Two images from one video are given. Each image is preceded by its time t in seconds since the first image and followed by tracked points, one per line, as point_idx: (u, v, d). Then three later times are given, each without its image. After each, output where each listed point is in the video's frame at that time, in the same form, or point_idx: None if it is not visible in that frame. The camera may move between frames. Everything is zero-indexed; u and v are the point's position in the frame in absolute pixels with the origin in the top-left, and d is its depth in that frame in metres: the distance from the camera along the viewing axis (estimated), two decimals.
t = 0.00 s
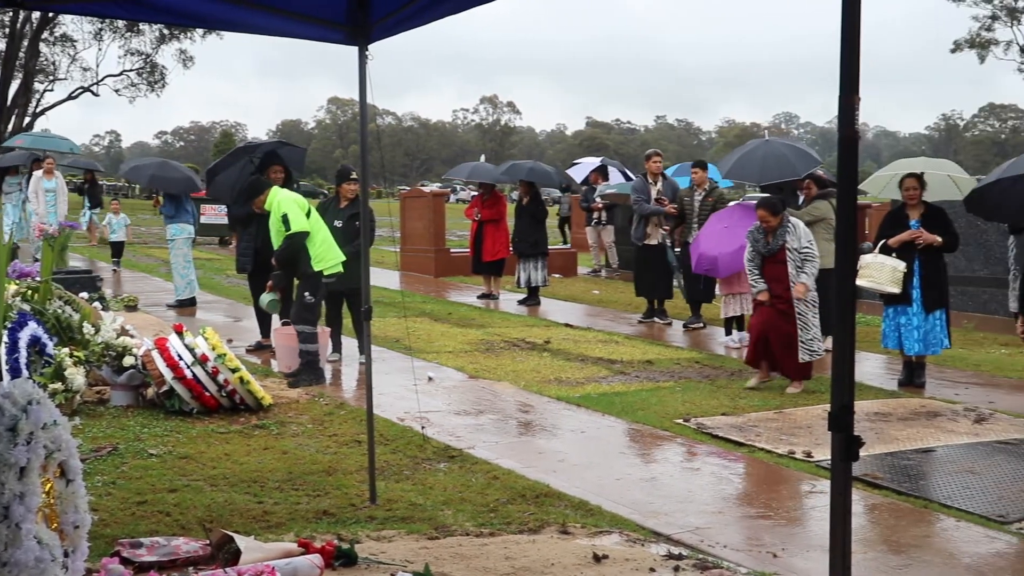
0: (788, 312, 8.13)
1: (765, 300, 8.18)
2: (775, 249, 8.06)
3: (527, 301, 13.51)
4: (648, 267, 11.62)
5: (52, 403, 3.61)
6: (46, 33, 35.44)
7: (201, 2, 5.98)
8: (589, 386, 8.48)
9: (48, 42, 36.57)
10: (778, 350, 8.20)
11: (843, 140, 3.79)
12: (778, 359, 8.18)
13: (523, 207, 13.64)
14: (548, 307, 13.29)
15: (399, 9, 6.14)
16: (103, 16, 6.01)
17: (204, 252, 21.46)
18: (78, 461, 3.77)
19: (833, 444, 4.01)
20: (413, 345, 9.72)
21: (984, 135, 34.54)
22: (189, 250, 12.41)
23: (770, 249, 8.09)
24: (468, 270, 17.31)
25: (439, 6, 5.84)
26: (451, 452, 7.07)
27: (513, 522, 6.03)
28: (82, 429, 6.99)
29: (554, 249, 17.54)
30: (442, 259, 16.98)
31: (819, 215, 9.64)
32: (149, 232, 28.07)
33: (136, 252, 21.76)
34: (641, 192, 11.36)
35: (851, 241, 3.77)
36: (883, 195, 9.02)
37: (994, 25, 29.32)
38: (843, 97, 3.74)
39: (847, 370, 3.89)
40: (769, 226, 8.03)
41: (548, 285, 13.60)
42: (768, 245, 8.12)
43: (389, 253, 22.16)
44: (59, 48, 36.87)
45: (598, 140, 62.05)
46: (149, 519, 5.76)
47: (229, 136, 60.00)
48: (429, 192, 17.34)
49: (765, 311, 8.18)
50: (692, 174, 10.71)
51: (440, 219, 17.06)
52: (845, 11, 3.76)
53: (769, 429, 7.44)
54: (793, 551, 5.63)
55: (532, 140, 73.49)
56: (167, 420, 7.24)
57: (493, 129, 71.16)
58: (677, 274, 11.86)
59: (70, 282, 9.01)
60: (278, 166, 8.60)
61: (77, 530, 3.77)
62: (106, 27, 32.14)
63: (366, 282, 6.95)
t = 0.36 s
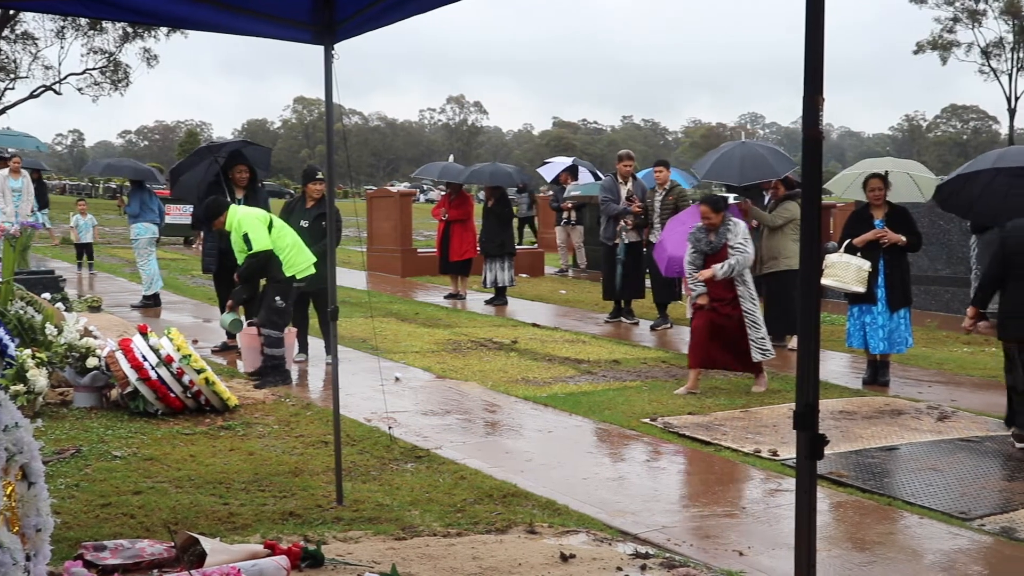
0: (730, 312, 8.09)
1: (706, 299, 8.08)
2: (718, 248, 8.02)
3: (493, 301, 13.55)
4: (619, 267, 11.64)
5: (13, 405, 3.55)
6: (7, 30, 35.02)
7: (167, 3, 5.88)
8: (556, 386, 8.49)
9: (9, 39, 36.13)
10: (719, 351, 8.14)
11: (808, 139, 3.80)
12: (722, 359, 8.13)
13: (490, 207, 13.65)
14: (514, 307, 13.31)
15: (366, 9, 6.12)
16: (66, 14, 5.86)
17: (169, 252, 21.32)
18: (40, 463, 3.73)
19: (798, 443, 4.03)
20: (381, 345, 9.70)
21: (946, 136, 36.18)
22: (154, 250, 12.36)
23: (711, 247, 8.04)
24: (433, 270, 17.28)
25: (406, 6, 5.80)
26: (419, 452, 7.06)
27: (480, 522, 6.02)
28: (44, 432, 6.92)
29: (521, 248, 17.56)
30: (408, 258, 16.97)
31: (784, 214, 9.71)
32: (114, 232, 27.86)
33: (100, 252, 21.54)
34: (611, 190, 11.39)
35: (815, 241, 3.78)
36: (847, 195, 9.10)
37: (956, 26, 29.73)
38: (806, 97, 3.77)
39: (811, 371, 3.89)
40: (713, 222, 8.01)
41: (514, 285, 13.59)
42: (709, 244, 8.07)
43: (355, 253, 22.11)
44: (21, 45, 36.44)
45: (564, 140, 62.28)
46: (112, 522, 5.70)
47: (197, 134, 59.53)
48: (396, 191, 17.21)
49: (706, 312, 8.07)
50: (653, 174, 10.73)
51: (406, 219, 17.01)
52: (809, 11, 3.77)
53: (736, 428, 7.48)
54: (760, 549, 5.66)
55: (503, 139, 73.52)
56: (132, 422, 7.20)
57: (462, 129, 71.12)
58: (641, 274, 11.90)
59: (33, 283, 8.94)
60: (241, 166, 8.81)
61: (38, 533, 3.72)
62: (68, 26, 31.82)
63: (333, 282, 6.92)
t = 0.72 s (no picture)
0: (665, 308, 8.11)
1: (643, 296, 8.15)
2: (650, 243, 8.06)
3: (461, 301, 13.53)
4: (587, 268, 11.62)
5: None
6: None
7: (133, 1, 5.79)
8: (523, 386, 8.50)
9: None
10: (654, 348, 8.15)
11: (773, 140, 3.84)
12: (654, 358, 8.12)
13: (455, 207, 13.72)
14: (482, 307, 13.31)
15: (332, 9, 6.09)
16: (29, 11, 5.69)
17: (133, 252, 21.15)
18: None
19: (764, 441, 4.06)
20: (348, 345, 9.67)
21: (909, 137, 38.56)
22: (119, 250, 12.44)
23: (644, 243, 8.09)
24: (400, 270, 17.25)
25: (371, 6, 5.77)
26: (386, 453, 7.04)
27: (448, 522, 6.01)
28: (6, 434, 6.85)
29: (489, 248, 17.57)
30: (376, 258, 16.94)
31: (752, 216, 9.77)
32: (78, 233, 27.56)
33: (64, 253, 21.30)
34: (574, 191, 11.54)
35: (781, 241, 3.78)
36: (812, 195, 9.17)
37: (918, 28, 30.14)
38: (773, 99, 3.77)
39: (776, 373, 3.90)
40: (645, 219, 8.01)
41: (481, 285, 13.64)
42: (644, 240, 8.12)
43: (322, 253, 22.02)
44: None
45: (529, 140, 62.47)
46: (76, 524, 5.65)
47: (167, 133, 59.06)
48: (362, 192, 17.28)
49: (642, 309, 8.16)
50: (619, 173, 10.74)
51: (373, 219, 16.97)
52: (773, 12, 3.76)
53: (702, 427, 7.51)
54: (726, 548, 5.69)
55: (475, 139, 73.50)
56: (96, 423, 7.15)
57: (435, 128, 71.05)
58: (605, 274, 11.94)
59: None
60: (207, 166, 8.80)
61: None
62: (31, 24, 31.48)
63: (299, 282, 6.90)
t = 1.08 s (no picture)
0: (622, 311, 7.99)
1: (600, 300, 7.98)
2: (609, 246, 7.88)
3: (433, 301, 13.52)
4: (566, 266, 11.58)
5: None
6: None
7: None
8: (495, 386, 8.51)
9: None
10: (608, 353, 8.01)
11: (743, 140, 3.85)
12: (609, 361, 7.99)
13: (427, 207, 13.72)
14: (454, 307, 13.31)
15: (302, 9, 6.01)
16: None
17: (102, 252, 20.99)
18: None
19: (735, 441, 4.08)
20: (319, 345, 9.65)
21: (879, 138, 39.10)
22: (90, 251, 12.38)
23: (602, 246, 7.90)
24: (372, 270, 17.22)
25: (342, 6, 5.70)
26: (358, 453, 7.02)
27: (420, 523, 6.00)
28: None
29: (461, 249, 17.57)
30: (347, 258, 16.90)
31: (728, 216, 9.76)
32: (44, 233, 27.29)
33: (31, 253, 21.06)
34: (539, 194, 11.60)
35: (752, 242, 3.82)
36: (783, 194, 9.22)
37: (887, 29, 30.41)
38: (743, 100, 3.78)
39: (748, 370, 3.95)
40: (604, 222, 7.84)
41: (453, 285, 13.61)
42: (601, 243, 7.93)
43: (294, 253, 21.93)
44: None
45: (502, 139, 62.54)
46: (43, 527, 5.60)
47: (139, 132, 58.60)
48: (334, 192, 17.20)
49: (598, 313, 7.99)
50: (598, 172, 10.77)
51: (345, 219, 16.92)
52: (744, 12, 3.77)
53: (674, 426, 7.54)
54: (698, 546, 5.71)
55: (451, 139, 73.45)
56: (65, 425, 7.10)
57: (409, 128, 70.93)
58: (576, 274, 12.00)
59: None
60: (176, 166, 8.74)
61: None
62: None
63: (270, 282, 6.86)
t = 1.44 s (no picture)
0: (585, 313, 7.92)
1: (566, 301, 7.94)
2: (575, 247, 7.84)
3: (411, 301, 13.52)
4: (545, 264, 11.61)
5: None
6: None
7: None
8: (473, 386, 8.51)
9: None
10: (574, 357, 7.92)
11: (720, 139, 3.85)
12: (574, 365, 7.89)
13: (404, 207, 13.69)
14: (432, 307, 13.30)
15: (276, 9, 5.94)
16: None
17: (76, 252, 20.87)
18: None
19: (712, 440, 4.09)
20: (297, 346, 9.63)
21: (855, 138, 39.31)
22: (66, 251, 12.31)
23: (567, 246, 7.87)
24: (350, 270, 17.19)
25: (316, 6, 5.66)
26: (336, 453, 7.01)
27: (398, 523, 5.99)
28: None
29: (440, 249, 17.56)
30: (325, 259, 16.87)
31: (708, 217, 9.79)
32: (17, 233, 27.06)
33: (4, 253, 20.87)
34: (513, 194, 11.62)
35: (729, 239, 3.85)
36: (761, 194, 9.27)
37: (863, 30, 30.57)
38: (719, 99, 3.80)
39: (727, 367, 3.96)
40: (571, 222, 7.81)
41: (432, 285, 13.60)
42: (568, 243, 7.90)
43: (271, 253, 21.86)
44: None
45: (480, 139, 62.58)
46: (18, 530, 5.56)
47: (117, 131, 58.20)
48: (313, 193, 17.16)
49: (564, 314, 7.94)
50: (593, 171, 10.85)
51: (323, 219, 16.89)
52: (720, 11, 3.77)
53: (652, 426, 7.56)
54: (676, 546, 5.73)
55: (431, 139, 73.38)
56: (39, 426, 7.06)
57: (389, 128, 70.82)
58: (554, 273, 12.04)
59: None
60: (152, 166, 8.68)
61: None
62: None
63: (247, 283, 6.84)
